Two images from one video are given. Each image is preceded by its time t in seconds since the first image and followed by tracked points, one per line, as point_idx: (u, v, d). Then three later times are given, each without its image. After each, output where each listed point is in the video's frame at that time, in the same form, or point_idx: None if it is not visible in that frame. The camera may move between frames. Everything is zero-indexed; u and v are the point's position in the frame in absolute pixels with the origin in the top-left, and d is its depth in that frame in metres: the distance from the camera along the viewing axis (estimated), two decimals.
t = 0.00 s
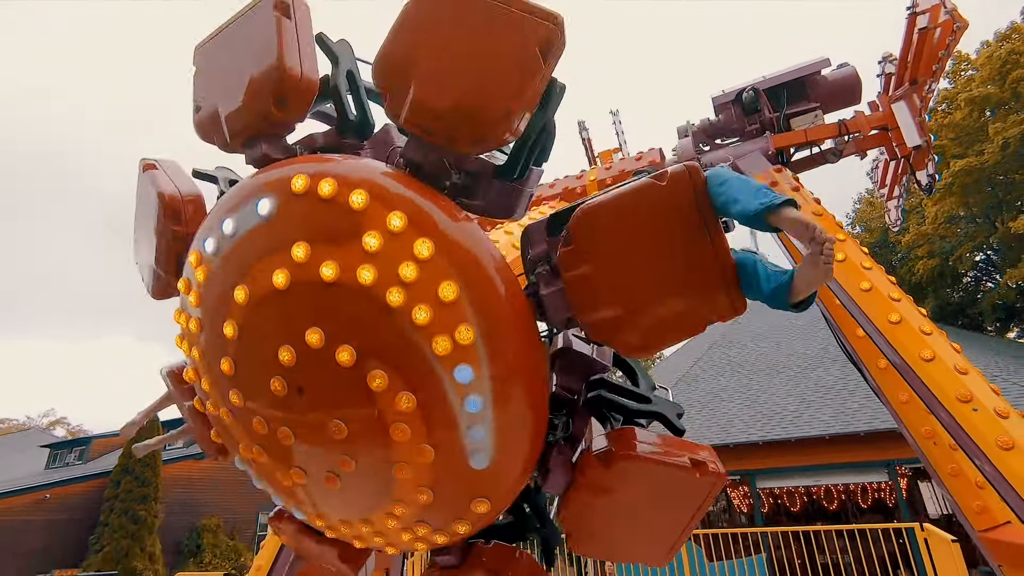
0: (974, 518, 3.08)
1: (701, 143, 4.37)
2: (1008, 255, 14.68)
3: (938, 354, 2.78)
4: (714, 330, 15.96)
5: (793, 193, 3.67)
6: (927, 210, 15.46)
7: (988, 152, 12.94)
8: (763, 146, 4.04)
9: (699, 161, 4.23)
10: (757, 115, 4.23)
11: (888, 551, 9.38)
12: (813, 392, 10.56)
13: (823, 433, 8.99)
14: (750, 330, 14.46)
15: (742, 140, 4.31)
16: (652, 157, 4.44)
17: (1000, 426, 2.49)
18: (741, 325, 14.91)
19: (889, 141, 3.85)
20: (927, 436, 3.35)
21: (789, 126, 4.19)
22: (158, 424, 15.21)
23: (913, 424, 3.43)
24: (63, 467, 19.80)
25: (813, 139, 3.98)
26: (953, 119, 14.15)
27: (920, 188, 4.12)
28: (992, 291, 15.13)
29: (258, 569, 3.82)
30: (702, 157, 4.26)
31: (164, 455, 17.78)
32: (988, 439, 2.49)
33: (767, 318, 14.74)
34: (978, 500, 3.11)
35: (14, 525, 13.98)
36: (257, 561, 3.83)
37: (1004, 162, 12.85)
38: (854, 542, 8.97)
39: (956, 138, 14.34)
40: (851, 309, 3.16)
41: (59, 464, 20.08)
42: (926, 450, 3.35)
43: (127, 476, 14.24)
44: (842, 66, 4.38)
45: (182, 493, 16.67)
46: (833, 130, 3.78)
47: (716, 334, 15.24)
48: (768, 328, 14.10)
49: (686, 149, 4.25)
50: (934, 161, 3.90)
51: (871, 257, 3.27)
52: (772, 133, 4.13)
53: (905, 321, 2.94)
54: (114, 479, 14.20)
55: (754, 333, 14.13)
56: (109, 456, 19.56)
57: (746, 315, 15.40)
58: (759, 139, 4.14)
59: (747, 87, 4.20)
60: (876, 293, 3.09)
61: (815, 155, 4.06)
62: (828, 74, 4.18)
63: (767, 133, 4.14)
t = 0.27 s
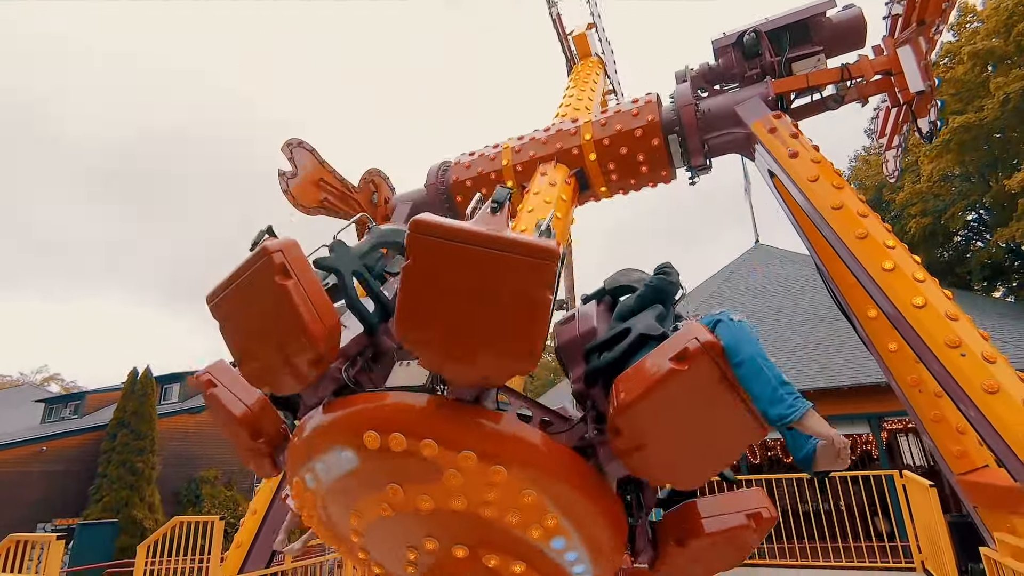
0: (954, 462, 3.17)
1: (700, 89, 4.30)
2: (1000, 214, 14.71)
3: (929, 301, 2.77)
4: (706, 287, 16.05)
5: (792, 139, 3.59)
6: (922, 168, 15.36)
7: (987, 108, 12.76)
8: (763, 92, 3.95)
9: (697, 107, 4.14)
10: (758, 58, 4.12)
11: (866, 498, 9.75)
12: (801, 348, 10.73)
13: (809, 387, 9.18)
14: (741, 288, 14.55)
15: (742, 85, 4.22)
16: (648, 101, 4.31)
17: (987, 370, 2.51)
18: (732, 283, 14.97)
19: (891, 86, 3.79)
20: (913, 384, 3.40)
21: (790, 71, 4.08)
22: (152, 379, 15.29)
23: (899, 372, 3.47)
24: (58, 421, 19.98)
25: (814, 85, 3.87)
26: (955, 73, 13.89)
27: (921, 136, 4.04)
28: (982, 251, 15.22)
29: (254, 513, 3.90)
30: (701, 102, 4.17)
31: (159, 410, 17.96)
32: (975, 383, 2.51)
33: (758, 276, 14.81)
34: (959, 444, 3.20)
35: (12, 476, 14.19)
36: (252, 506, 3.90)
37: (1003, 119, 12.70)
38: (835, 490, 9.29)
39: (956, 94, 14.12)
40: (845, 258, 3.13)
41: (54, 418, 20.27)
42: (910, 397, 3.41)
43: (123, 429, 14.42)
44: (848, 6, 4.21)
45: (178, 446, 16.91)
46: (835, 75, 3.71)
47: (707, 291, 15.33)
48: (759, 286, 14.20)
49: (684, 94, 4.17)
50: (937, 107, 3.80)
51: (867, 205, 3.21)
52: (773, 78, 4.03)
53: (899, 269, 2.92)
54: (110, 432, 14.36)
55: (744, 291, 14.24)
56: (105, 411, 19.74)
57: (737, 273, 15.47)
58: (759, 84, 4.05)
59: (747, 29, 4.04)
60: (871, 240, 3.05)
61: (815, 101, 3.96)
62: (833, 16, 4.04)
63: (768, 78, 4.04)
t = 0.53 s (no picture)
0: (933, 405, 3.25)
1: (699, 25, 4.12)
2: (994, 169, 14.64)
3: (922, 243, 2.74)
4: (698, 239, 16.02)
5: (791, 77, 3.46)
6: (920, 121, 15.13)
7: (990, 57, 12.47)
8: (764, 28, 3.79)
9: (695, 44, 3.98)
10: None
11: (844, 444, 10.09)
12: (789, 300, 10.83)
13: (795, 337, 9.31)
14: (732, 240, 14.55)
15: (742, 21, 4.04)
16: (646, 37, 4.15)
17: (972, 311, 2.52)
18: (725, 235, 14.93)
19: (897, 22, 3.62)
20: (898, 329, 3.43)
21: (794, 5, 3.90)
22: (141, 328, 15.22)
23: (885, 317, 3.50)
24: (50, 369, 20.00)
25: (817, 21, 3.71)
26: (960, 21, 13.49)
27: (925, 76, 3.91)
28: (974, 206, 15.23)
29: (245, 453, 3.92)
30: (700, 39, 4.00)
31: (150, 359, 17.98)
32: (961, 325, 2.52)
33: (750, 229, 14.79)
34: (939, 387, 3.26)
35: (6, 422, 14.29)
36: (242, 447, 3.92)
37: (1005, 69, 12.44)
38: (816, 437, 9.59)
39: (959, 43, 13.76)
40: (840, 201, 3.08)
41: (45, 366, 20.28)
42: (895, 341, 3.45)
43: (115, 377, 14.46)
44: None
45: (171, 394, 17.05)
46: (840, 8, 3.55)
47: (699, 244, 15.32)
48: (751, 239, 14.20)
49: (682, 30, 4.00)
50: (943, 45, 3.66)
51: (865, 146, 3.13)
52: (775, 13, 3.86)
53: (894, 210, 2.87)
54: (101, 380, 14.40)
55: (736, 244, 14.24)
56: (95, 360, 19.74)
57: (730, 226, 15.43)
58: (760, 20, 3.88)
59: None
60: (867, 182, 2.99)
61: (818, 38, 3.81)
62: None
63: (769, 13, 3.88)
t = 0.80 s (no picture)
0: (911, 380, 3.32)
1: None
2: (980, 152, 14.74)
3: (907, 219, 2.74)
4: (686, 217, 16.03)
5: (784, 49, 3.41)
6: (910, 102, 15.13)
7: (982, 39, 12.44)
8: None
9: (689, 13, 3.90)
10: None
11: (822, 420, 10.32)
12: (774, 279, 10.93)
13: (779, 315, 9.42)
14: (720, 219, 14.57)
15: None
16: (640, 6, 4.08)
17: (953, 288, 2.54)
18: (713, 214, 14.96)
19: None
20: (880, 306, 3.46)
21: None
22: (122, 297, 14.97)
23: (868, 294, 3.53)
24: (29, 339, 19.69)
25: None
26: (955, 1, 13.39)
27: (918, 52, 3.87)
28: (958, 189, 15.38)
29: (227, 422, 3.88)
30: (694, 7, 3.92)
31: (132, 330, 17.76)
32: (942, 302, 2.54)
33: (738, 208, 14.81)
34: (916, 364, 3.32)
35: None
36: (224, 415, 3.88)
37: (996, 51, 12.43)
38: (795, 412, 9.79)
39: (953, 23, 13.69)
40: (829, 176, 3.07)
41: (24, 336, 19.95)
42: (876, 318, 3.48)
43: (96, 347, 14.26)
44: None
45: (154, 365, 16.91)
46: None
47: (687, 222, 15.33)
48: (739, 218, 14.23)
49: None
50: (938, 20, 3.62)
51: (855, 120, 3.10)
52: None
53: (881, 186, 2.86)
54: (82, 349, 14.21)
55: (724, 222, 14.27)
56: (75, 330, 19.45)
57: (718, 204, 15.45)
58: None
59: None
60: (856, 157, 2.97)
61: (813, 9, 3.74)
62: None
63: None
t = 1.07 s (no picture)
0: (892, 369, 3.37)
1: None
2: (966, 144, 14.88)
3: (893, 209, 2.75)
4: (675, 204, 16.05)
5: (777, 36, 3.39)
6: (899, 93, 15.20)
7: (972, 31, 12.49)
8: None
9: None
10: None
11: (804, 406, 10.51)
12: (760, 268, 11.01)
13: (764, 304, 9.51)
14: (709, 206, 14.60)
15: None
16: None
17: (935, 278, 2.56)
18: (702, 201, 15.00)
19: None
20: (865, 296, 3.50)
21: None
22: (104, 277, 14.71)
23: (852, 284, 3.56)
24: (8, 318, 19.35)
25: None
26: None
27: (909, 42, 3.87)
28: (943, 180, 15.54)
29: (211, 404, 3.85)
30: None
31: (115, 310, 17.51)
32: (924, 292, 2.57)
33: (727, 195, 14.85)
34: (898, 352, 3.37)
35: None
36: (208, 398, 3.85)
37: (985, 44, 12.49)
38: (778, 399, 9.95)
39: (943, 15, 13.72)
40: (818, 165, 3.07)
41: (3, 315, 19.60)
42: (860, 307, 3.52)
43: (77, 327, 14.05)
44: None
45: (138, 346, 16.72)
46: None
47: (675, 209, 15.35)
48: (727, 205, 14.27)
49: None
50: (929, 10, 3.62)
51: (845, 110, 3.11)
52: None
53: (868, 176, 2.87)
54: (63, 329, 13.99)
55: (713, 210, 14.31)
56: (56, 309, 19.13)
57: (707, 192, 15.47)
58: None
59: None
60: (844, 147, 2.98)
61: None
62: None
63: None
